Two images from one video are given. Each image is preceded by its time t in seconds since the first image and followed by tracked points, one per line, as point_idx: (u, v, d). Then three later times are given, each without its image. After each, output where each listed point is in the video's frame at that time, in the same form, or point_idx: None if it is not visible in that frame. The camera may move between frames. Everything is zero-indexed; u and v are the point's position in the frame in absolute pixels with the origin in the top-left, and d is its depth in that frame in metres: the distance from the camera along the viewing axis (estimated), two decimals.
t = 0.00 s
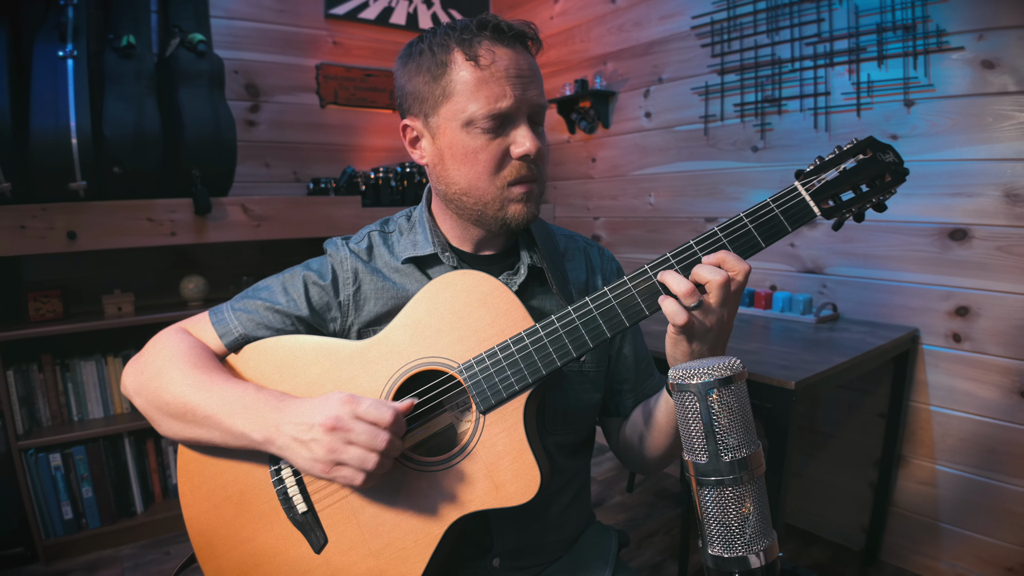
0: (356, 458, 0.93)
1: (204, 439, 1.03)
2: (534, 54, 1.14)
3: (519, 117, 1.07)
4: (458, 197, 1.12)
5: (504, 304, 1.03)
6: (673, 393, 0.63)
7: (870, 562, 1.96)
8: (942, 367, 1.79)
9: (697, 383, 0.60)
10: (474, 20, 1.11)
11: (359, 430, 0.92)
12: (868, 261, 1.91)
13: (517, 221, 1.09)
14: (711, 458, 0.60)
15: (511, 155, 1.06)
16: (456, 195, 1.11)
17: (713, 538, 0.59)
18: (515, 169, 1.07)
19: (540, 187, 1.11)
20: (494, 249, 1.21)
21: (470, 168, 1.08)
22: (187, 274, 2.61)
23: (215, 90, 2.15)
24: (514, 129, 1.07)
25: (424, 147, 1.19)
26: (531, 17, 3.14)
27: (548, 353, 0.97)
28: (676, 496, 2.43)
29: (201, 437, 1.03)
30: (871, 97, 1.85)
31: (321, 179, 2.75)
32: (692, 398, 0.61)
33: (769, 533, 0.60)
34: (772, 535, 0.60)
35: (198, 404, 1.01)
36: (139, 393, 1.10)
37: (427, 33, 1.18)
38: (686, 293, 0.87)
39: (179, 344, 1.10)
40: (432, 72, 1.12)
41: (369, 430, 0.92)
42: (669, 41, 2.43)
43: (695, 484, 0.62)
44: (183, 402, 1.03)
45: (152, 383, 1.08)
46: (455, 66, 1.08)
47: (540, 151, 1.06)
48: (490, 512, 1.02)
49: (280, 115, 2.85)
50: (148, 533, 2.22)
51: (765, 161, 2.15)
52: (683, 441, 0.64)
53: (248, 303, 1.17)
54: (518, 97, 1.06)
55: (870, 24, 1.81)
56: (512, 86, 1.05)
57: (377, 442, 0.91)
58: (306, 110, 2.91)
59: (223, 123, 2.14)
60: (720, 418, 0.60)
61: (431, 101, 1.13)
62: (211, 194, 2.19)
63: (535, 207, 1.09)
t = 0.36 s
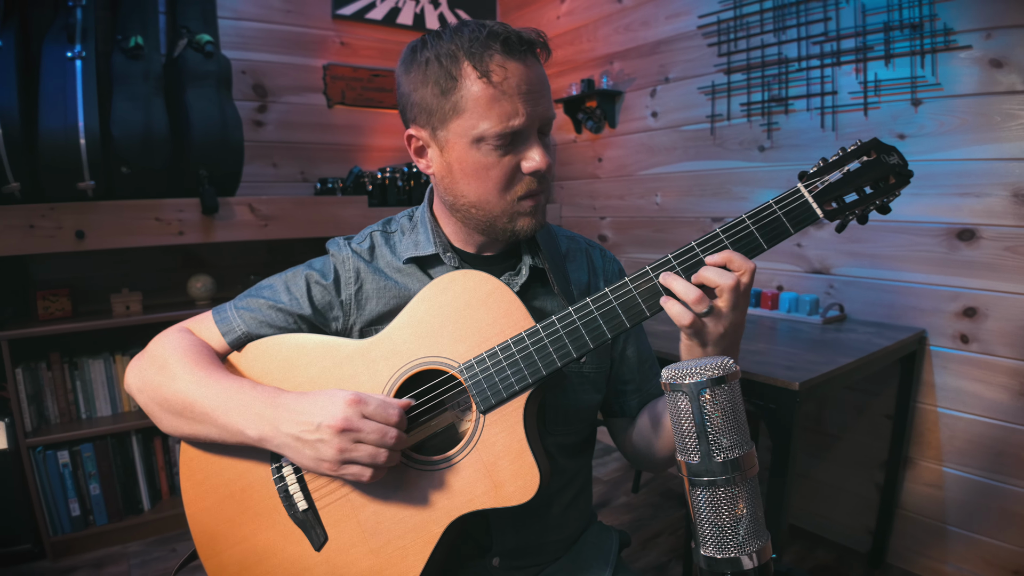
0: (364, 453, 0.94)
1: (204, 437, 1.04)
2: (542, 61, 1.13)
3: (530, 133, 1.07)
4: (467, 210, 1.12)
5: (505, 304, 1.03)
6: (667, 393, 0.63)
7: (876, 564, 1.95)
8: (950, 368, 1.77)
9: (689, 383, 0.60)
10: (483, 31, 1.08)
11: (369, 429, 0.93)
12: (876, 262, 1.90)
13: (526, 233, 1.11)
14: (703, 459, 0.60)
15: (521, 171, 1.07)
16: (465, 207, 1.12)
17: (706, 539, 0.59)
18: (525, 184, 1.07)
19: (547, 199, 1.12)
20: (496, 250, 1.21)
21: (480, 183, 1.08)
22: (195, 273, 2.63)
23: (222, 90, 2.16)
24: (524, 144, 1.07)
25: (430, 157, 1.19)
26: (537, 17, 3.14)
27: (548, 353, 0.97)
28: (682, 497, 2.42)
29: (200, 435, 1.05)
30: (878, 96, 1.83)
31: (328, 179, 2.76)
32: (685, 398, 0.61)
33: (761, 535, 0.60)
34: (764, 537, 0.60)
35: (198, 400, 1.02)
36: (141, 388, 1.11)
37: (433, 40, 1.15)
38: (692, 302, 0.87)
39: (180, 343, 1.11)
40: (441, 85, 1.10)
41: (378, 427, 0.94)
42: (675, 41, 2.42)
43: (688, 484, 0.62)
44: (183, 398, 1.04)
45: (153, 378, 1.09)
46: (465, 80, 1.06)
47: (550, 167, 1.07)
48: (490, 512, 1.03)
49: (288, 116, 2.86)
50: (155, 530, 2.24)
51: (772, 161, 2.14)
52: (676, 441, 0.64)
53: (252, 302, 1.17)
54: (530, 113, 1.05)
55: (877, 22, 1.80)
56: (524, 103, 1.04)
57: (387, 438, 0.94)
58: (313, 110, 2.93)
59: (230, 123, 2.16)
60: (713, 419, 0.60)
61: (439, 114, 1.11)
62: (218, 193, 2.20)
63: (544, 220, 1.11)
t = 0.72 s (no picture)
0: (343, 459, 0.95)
1: (192, 430, 1.06)
2: (541, 71, 1.11)
3: (530, 151, 1.06)
4: (471, 225, 1.14)
5: (504, 303, 1.03)
6: (660, 393, 0.63)
7: (883, 567, 1.93)
8: (959, 370, 1.76)
9: (681, 382, 0.59)
10: (477, 48, 1.06)
11: (349, 434, 0.93)
12: (884, 262, 1.88)
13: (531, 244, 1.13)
14: (696, 459, 0.60)
15: (523, 187, 1.07)
16: (469, 223, 1.13)
17: (698, 539, 0.59)
18: (527, 200, 1.08)
19: (549, 210, 1.13)
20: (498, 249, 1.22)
21: (482, 202, 1.09)
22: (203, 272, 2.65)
23: (230, 90, 2.18)
24: (525, 161, 1.07)
25: (431, 172, 1.19)
26: (544, 17, 3.14)
27: (547, 353, 0.97)
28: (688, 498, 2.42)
29: (189, 428, 1.06)
30: (886, 95, 1.82)
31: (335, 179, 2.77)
32: (677, 398, 0.61)
33: (755, 536, 0.60)
34: (758, 537, 0.60)
35: (186, 393, 1.04)
36: (141, 382, 1.14)
37: (425, 57, 1.13)
38: (752, 266, 0.87)
39: (181, 342, 1.14)
40: (438, 106, 1.09)
41: (359, 434, 0.94)
42: (683, 40, 2.41)
43: (682, 484, 0.62)
44: (174, 391, 1.06)
45: (153, 368, 1.12)
46: (461, 103, 1.06)
47: (551, 181, 1.07)
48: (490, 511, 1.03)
49: (296, 116, 2.88)
50: (162, 527, 2.26)
51: (780, 161, 2.13)
52: (670, 442, 0.64)
53: (255, 303, 1.20)
54: (528, 131, 1.04)
55: (885, 21, 1.79)
56: (522, 123, 1.04)
57: (367, 444, 0.94)
58: (321, 110, 2.94)
59: (238, 123, 2.17)
60: (705, 419, 0.60)
61: (437, 134, 1.11)
62: (226, 193, 2.22)
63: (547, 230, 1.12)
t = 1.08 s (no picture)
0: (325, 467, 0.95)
1: (190, 434, 1.08)
2: (546, 67, 1.12)
3: (528, 141, 1.06)
4: (465, 214, 1.13)
5: (502, 303, 1.03)
6: (653, 391, 0.63)
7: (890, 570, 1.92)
8: (967, 371, 1.74)
9: (673, 382, 0.59)
10: (486, 37, 1.07)
11: (326, 445, 0.94)
12: (891, 262, 1.87)
13: (523, 238, 1.12)
14: (689, 459, 0.60)
15: (518, 178, 1.07)
16: (463, 211, 1.13)
17: (691, 539, 0.60)
18: (522, 191, 1.07)
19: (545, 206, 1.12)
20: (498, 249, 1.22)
21: (477, 189, 1.09)
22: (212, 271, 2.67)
23: (238, 90, 2.19)
24: (523, 152, 1.07)
25: (430, 159, 1.20)
26: (552, 16, 3.14)
27: (545, 352, 0.97)
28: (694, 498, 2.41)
29: (188, 432, 1.08)
30: (894, 95, 1.81)
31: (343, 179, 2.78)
32: (670, 398, 0.61)
33: (748, 536, 0.60)
34: (751, 538, 0.60)
35: (183, 399, 1.05)
36: (146, 383, 1.16)
37: (435, 44, 1.15)
38: (738, 256, 0.88)
39: (183, 344, 1.15)
40: (441, 90, 1.10)
41: (336, 443, 0.94)
42: (690, 39, 2.41)
43: (675, 484, 0.62)
44: (172, 395, 1.07)
45: (155, 370, 1.13)
46: (465, 87, 1.06)
47: (547, 175, 1.07)
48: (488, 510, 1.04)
49: (304, 116, 2.90)
50: (170, 524, 2.28)
51: (787, 160, 2.12)
52: (663, 440, 0.64)
53: (257, 302, 1.21)
54: (528, 120, 1.05)
55: (892, 20, 1.78)
56: (523, 112, 1.04)
57: (346, 453, 0.95)
58: (329, 111, 2.96)
59: (246, 124, 2.19)
60: (699, 418, 0.60)
61: (438, 119, 1.12)
62: (234, 193, 2.23)
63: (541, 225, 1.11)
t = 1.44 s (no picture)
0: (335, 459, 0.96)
1: (200, 428, 1.09)
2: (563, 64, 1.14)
3: (535, 124, 1.07)
4: (465, 193, 1.13)
5: (503, 302, 1.04)
6: (648, 390, 0.63)
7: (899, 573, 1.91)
8: (977, 373, 1.72)
9: (668, 381, 0.59)
10: (508, 22, 1.11)
11: (338, 435, 0.94)
12: (901, 263, 1.85)
13: (519, 225, 1.11)
14: (684, 459, 0.60)
15: (521, 161, 1.07)
16: (464, 189, 1.13)
17: (686, 539, 0.60)
18: (523, 174, 1.08)
19: (546, 197, 1.12)
20: (502, 248, 1.22)
21: (480, 166, 1.09)
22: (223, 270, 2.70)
23: (248, 91, 2.21)
24: (529, 134, 1.08)
25: (438, 138, 1.20)
26: (561, 16, 3.14)
27: (545, 350, 0.98)
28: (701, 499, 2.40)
29: (197, 427, 1.09)
30: (904, 94, 1.79)
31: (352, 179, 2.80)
32: (664, 397, 0.60)
33: (744, 537, 0.60)
34: (747, 540, 0.60)
35: (192, 394, 1.06)
36: (154, 380, 1.17)
37: (459, 28, 1.17)
38: (743, 253, 0.88)
39: (190, 341, 1.16)
40: (458, 67, 1.12)
41: (348, 435, 0.95)
42: (699, 38, 2.40)
43: (670, 484, 0.62)
44: (180, 391, 1.08)
45: (163, 368, 1.15)
46: (481, 64, 1.08)
47: (551, 161, 1.07)
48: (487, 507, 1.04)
49: (314, 116, 2.91)
50: (179, 521, 2.30)
51: (797, 160, 2.10)
52: (658, 440, 0.64)
53: (263, 301, 1.22)
54: (538, 102, 1.06)
55: (902, 18, 1.76)
56: (533, 92, 1.06)
57: (357, 444, 0.95)
58: (338, 111, 2.97)
59: (255, 124, 2.20)
60: (693, 418, 0.60)
61: (451, 94, 1.13)
62: (244, 193, 2.25)
63: (539, 213, 1.11)
